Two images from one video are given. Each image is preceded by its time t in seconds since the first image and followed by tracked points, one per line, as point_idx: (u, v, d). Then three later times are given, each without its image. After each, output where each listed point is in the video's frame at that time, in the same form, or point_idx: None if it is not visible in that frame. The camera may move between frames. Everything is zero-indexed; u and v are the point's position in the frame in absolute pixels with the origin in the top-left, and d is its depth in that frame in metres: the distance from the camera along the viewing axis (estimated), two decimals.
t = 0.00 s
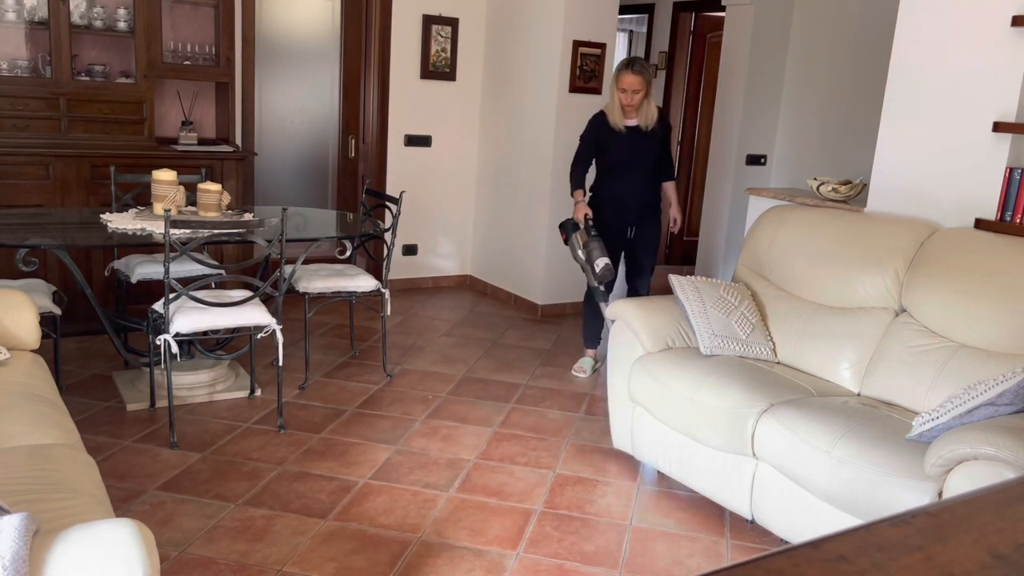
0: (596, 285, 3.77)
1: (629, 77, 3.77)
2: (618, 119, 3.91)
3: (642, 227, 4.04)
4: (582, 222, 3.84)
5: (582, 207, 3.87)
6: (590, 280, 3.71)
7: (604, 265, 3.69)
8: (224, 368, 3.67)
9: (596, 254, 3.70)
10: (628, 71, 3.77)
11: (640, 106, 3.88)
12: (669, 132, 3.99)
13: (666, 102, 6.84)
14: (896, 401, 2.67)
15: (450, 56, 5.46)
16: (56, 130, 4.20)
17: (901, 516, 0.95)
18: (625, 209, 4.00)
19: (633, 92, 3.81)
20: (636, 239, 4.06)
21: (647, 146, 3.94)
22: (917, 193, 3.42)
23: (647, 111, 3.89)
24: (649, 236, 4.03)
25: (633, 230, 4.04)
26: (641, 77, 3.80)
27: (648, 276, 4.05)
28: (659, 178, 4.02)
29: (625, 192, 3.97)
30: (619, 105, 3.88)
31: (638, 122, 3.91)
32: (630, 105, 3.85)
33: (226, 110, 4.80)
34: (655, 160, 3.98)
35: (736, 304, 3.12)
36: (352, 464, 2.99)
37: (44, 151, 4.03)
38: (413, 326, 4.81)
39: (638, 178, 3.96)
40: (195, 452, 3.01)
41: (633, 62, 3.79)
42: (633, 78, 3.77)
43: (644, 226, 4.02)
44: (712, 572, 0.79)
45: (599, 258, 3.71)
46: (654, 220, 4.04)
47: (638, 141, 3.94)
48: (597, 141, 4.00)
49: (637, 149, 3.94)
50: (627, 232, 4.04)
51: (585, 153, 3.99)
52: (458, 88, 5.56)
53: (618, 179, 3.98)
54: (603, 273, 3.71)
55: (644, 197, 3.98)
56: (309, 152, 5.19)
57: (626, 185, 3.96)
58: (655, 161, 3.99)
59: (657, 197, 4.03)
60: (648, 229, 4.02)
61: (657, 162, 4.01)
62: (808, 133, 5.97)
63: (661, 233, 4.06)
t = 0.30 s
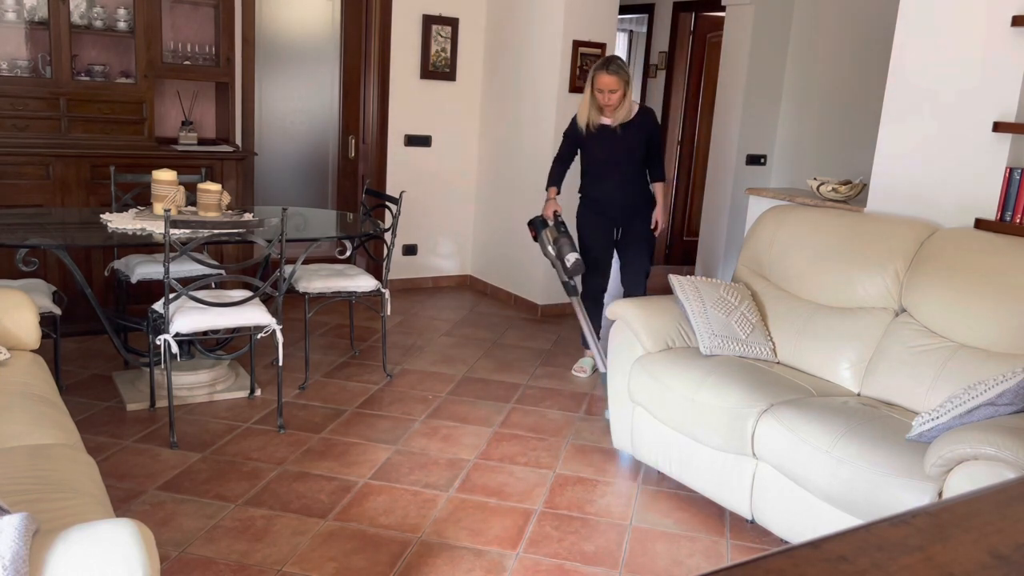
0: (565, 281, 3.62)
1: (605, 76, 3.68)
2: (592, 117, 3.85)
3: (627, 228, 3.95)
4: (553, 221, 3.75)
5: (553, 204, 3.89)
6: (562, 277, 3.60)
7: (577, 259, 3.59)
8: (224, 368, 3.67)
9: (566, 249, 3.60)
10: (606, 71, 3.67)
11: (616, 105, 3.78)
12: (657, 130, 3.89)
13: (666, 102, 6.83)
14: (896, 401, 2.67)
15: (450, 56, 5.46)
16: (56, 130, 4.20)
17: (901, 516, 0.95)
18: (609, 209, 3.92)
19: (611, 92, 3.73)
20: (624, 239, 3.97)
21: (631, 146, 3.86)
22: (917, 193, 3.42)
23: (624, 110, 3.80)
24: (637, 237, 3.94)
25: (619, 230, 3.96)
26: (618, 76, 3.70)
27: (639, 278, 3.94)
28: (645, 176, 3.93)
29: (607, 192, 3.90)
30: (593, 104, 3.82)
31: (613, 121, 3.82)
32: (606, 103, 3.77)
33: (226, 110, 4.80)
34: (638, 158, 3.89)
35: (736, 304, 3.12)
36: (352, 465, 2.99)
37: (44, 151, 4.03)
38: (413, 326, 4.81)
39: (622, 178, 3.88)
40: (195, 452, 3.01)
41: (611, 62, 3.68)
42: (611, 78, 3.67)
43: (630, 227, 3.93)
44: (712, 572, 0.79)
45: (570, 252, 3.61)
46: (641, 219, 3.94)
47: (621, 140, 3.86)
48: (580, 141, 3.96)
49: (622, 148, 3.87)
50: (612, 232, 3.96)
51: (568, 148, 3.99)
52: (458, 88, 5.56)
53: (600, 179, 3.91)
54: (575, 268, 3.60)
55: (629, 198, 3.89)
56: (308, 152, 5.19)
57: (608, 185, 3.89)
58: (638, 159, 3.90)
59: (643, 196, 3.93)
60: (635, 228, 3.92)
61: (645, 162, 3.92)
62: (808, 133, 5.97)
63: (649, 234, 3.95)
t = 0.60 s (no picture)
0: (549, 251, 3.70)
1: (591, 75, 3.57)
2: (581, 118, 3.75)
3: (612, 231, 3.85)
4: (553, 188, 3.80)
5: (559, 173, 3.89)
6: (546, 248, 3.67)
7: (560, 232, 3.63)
8: (224, 368, 3.67)
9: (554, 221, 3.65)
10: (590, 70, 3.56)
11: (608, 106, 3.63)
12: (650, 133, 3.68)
13: (665, 102, 6.83)
14: (896, 401, 2.67)
15: (450, 56, 5.46)
16: (56, 130, 4.20)
17: (901, 516, 0.95)
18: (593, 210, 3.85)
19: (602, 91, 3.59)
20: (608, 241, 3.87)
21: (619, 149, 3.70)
22: (917, 193, 3.42)
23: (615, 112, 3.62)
24: (619, 241, 3.84)
25: (603, 233, 3.86)
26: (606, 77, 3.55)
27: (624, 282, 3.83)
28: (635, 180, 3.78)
29: (591, 194, 3.83)
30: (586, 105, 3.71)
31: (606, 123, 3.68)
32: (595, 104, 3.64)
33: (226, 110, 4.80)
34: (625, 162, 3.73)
35: (736, 304, 3.12)
36: (352, 464, 2.99)
37: (44, 151, 4.03)
38: (413, 326, 4.81)
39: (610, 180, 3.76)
40: (195, 452, 3.01)
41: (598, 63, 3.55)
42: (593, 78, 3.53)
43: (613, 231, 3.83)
44: (712, 572, 0.79)
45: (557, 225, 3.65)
46: (625, 224, 3.82)
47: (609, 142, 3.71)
48: (572, 141, 3.93)
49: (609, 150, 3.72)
50: (596, 234, 3.88)
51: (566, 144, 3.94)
52: (457, 88, 5.55)
53: (586, 181, 3.84)
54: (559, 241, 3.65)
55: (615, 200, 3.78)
56: (309, 152, 5.19)
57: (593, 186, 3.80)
58: (627, 163, 3.74)
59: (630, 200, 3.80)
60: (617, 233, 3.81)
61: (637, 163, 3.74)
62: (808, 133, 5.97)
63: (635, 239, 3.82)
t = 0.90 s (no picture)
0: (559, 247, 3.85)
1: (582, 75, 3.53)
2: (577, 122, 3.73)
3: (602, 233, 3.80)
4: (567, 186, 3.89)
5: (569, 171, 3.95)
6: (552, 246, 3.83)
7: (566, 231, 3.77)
8: (224, 368, 3.67)
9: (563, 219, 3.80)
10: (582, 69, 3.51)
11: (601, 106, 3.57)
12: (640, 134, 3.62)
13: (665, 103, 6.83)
14: (896, 401, 2.67)
15: (450, 56, 5.46)
16: (56, 130, 4.20)
17: (901, 516, 0.95)
18: (585, 210, 3.82)
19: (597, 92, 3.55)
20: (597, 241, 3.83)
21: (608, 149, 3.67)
22: (917, 194, 3.42)
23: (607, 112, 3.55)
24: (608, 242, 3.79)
25: (594, 233, 3.82)
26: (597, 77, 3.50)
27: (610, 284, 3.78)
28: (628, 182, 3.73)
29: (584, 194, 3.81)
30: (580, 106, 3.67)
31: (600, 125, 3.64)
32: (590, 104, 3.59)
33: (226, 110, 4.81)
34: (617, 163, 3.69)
35: (736, 304, 3.12)
36: (352, 465, 2.99)
37: (43, 152, 4.02)
38: (413, 326, 4.81)
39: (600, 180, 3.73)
40: (195, 452, 3.01)
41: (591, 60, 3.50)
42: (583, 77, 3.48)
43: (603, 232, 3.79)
44: (711, 572, 0.79)
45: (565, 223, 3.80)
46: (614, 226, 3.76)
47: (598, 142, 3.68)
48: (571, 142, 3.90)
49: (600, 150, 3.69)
50: (587, 234, 3.85)
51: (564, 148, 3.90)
52: (457, 88, 5.55)
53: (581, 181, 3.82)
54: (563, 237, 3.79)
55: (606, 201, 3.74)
56: (309, 152, 5.19)
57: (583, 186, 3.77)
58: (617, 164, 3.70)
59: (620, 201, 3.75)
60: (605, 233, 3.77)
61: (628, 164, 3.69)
62: (808, 132, 5.97)
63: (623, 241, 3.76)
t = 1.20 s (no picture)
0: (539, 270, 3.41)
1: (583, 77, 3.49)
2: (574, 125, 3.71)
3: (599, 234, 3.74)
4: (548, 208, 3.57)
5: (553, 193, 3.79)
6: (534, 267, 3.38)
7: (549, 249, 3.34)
8: (224, 368, 3.67)
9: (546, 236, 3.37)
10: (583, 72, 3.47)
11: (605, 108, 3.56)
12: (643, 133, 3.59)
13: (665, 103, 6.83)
14: (896, 401, 2.67)
15: (450, 56, 5.46)
16: (56, 130, 4.20)
17: (902, 516, 0.95)
18: (583, 211, 3.77)
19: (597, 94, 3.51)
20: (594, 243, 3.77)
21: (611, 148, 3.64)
22: (917, 194, 3.42)
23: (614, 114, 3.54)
24: (604, 244, 3.71)
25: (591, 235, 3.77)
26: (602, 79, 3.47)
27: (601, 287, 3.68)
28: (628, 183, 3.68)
29: (583, 194, 3.76)
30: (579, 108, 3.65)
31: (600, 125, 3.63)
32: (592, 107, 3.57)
33: (227, 110, 4.82)
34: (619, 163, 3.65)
35: (736, 304, 3.12)
36: (352, 465, 2.99)
37: (43, 151, 4.02)
38: (413, 326, 4.81)
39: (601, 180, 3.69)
40: (195, 452, 3.01)
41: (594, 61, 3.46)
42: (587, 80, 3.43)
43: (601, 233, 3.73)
44: (711, 572, 0.79)
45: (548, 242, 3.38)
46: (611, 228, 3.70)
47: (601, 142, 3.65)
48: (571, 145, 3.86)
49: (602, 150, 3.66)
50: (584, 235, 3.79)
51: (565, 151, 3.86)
52: (457, 88, 5.55)
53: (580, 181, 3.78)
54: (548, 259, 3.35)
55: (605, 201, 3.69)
56: (309, 152, 5.19)
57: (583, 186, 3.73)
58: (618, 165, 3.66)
59: (621, 202, 3.69)
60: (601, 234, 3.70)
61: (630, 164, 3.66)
62: (808, 132, 5.97)
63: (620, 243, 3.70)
